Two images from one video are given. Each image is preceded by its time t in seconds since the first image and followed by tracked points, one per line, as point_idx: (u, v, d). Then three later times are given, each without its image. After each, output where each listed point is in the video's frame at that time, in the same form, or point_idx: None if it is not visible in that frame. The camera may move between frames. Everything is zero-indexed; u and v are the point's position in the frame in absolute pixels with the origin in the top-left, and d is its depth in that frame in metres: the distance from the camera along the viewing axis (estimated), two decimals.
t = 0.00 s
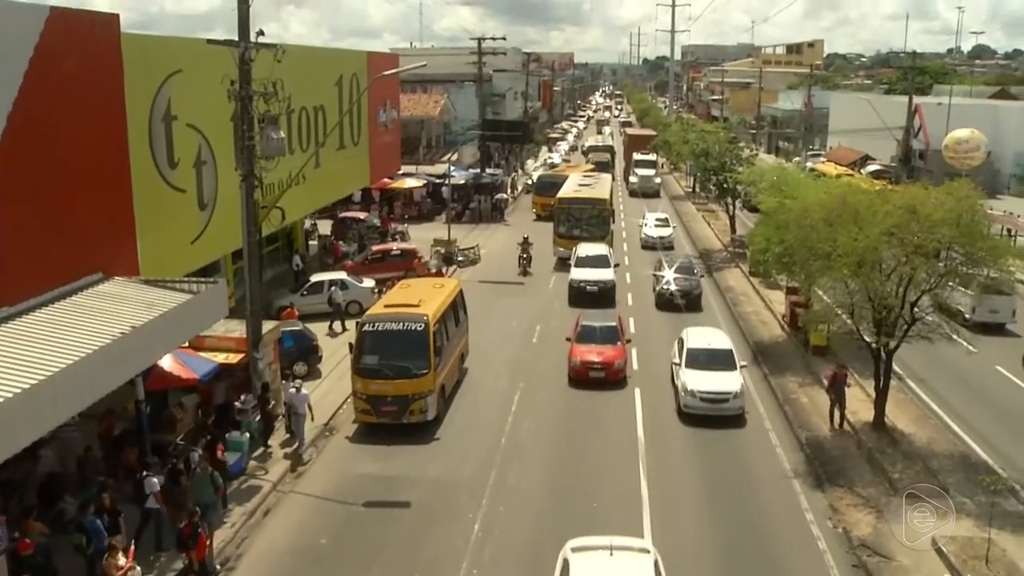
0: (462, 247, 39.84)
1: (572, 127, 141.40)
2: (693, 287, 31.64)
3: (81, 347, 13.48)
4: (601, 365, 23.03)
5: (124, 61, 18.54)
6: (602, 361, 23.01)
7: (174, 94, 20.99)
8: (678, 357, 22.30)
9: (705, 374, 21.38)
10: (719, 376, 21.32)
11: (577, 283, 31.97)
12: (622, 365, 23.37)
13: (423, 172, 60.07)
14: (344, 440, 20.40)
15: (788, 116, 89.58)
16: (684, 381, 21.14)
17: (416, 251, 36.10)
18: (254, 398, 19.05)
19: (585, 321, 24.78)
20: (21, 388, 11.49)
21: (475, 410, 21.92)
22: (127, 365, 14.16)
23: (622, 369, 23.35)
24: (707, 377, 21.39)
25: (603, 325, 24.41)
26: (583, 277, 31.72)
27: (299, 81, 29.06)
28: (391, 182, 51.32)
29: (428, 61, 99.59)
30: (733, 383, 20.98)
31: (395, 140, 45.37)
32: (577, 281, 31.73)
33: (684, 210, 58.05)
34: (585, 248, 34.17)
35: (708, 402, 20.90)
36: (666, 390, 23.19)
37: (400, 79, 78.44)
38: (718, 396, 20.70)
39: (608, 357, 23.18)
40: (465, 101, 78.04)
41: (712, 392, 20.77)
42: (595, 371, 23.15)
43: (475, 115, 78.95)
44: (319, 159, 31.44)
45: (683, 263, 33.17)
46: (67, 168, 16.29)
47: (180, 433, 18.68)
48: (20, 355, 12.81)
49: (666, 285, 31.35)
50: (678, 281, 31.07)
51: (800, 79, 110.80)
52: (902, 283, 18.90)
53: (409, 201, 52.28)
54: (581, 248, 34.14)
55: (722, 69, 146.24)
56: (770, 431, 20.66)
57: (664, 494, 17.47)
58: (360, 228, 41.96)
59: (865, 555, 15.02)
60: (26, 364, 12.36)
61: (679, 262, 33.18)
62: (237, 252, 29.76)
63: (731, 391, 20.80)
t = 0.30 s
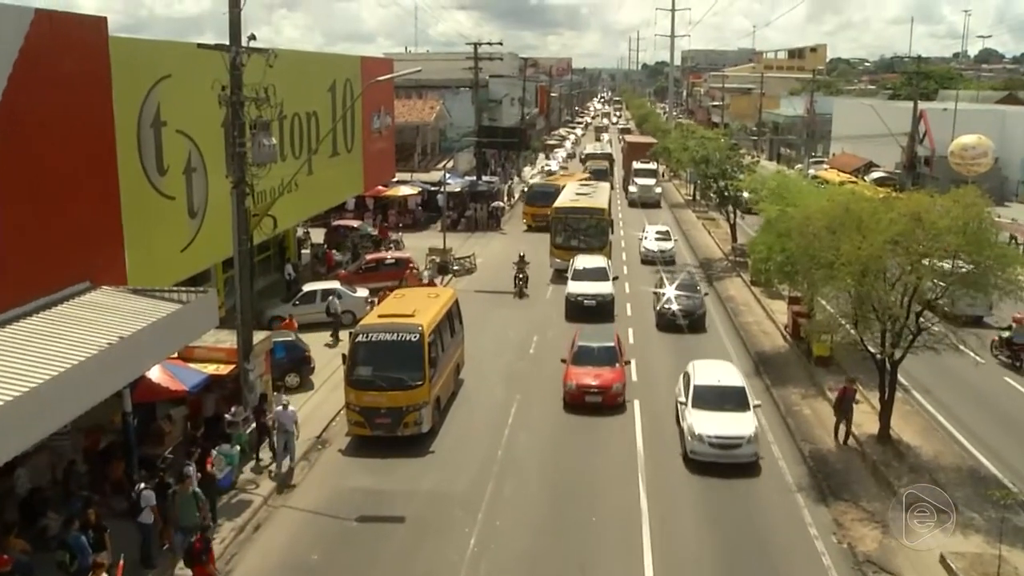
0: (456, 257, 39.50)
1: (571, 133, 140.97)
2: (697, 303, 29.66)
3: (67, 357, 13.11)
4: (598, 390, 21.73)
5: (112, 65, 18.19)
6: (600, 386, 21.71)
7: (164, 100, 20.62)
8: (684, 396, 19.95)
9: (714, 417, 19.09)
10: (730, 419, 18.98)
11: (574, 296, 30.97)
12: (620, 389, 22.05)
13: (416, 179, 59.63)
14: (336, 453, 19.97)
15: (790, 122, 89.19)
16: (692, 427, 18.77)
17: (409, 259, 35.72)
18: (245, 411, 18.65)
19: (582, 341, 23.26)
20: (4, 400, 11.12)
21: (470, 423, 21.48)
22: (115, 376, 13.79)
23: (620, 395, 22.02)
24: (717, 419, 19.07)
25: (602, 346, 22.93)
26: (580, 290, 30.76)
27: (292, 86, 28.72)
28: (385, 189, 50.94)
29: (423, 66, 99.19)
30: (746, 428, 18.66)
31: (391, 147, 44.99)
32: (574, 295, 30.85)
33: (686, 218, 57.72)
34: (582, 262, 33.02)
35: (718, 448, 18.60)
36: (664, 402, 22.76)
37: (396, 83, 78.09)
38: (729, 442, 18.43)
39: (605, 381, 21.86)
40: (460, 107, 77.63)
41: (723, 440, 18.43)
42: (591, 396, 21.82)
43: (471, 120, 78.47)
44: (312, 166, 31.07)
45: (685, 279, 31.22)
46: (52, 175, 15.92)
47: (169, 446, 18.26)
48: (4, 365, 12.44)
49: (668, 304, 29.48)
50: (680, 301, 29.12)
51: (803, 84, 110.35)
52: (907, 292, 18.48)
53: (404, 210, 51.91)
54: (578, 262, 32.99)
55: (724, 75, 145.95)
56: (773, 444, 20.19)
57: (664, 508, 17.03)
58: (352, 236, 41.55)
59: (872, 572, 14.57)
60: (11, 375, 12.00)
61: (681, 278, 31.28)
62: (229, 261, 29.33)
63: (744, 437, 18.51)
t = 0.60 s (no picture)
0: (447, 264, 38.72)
1: (568, 136, 140.06)
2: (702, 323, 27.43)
3: (35, 368, 12.27)
4: (593, 418, 19.89)
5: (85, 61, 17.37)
6: (596, 414, 19.87)
7: (140, 98, 19.80)
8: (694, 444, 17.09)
9: (730, 471, 16.17)
10: (748, 473, 16.09)
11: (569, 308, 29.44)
12: (619, 418, 20.19)
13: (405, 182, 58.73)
14: (321, 469, 19.10)
15: (795, 125, 88.30)
16: (702, 482, 15.91)
17: (399, 266, 34.90)
18: (225, 425, 17.78)
19: (578, 365, 21.37)
20: None
21: (462, 437, 20.61)
22: (87, 389, 12.95)
23: (619, 424, 20.16)
24: (733, 472, 16.19)
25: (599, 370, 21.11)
26: (576, 303, 29.28)
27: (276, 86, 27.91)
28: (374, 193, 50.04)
29: (413, 65, 98.24)
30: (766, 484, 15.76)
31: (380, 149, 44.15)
32: (570, 307, 29.27)
33: (688, 224, 56.91)
34: (578, 272, 31.39)
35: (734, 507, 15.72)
36: (663, 415, 21.87)
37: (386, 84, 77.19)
38: (746, 502, 15.53)
39: (602, 408, 20.03)
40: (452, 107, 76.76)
41: (738, 498, 15.54)
42: (587, 424, 19.96)
43: (462, 121, 77.51)
44: (297, 170, 30.25)
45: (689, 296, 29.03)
46: (19, 175, 15.08)
47: (144, 462, 17.38)
48: None
49: (670, 324, 27.26)
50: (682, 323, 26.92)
51: (809, 86, 109.33)
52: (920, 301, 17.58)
53: (392, 214, 51.05)
54: (574, 271, 31.44)
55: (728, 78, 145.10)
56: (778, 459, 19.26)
57: (665, 528, 16.12)
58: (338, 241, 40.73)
59: None
60: None
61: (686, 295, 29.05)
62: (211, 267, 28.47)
63: (763, 496, 15.62)
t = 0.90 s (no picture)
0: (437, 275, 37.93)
1: (562, 141, 139.26)
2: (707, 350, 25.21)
3: None
4: (588, 452, 18.14)
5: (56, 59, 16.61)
6: (591, 447, 18.13)
7: (115, 99, 19.04)
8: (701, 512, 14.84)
9: (748, 546, 13.97)
10: (767, 548, 13.93)
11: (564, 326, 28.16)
12: (615, 453, 18.40)
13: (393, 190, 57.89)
14: (304, 489, 18.25)
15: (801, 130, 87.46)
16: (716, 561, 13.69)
17: (386, 276, 34.15)
18: (203, 443, 16.96)
19: (571, 393, 19.64)
20: None
21: (452, 455, 19.76)
22: (52, 406, 12.11)
23: (614, 460, 18.38)
24: (749, 546, 14.01)
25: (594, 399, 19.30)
26: (571, 321, 28.02)
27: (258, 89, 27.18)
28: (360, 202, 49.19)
29: (400, 67, 97.43)
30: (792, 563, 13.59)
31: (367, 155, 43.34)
32: (564, 325, 28.00)
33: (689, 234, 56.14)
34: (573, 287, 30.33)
35: None
36: (661, 434, 21.02)
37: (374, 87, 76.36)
38: None
39: (597, 442, 18.27)
40: (441, 110, 76.00)
41: None
42: (580, 459, 18.20)
43: (453, 125, 76.67)
44: (280, 176, 29.47)
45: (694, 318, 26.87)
46: None
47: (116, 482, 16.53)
48: None
49: (672, 350, 25.10)
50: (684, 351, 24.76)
51: (816, 89, 108.23)
52: (931, 314, 16.75)
53: (379, 223, 50.22)
54: (569, 287, 30.37)
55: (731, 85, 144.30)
56: (782, 480, 18.39)
57: (666, 553, 15.27)
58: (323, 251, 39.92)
59: None
60: None
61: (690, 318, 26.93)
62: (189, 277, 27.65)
63: None
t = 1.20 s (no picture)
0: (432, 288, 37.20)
1: (561, 149, 138.80)
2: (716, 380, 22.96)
3: None
4: (586, 492, 16.52)
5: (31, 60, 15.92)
6: (590, 487, 16.50)
7: (95, 103, 18.35)
8: None
9: None
10: None
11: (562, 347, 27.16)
12: (615, 493, 16.77)
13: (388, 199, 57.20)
14: (292, 510, 17.47)
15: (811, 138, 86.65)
16: None
17: (379, 288, 33.45)
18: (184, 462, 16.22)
19: (569, 425, 18.07)
20: None
21: (447, 475, 18.99)
22: (25, 425, 11.35)
23: (615, 501, 16.74)
24: None
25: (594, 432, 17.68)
26: (570, 343, 27.05)
27: (246, 94, 26.53)
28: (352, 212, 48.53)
29: (395, 71, 96.95)
30: None
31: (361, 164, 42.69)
32: (562, 346, 26.99)
33: (693, 245, 55.47)
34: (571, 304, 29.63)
35: None
36: (664, 453, 20.23)
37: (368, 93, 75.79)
38: None
39: (596, 482, 16.65)
40: (437, 116, 75.45)
41: None
42: (577, 499, 16.60)
43: (448, 132, 76.08)
44: (268, 184, 28.80)
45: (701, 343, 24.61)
46: None
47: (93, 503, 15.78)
48: None
49: (677, 381, 22.96)
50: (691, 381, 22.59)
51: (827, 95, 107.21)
52: (948, 330, 15.96)
53: (370, 234, 49.57)
54: (568, 304, 29.72)
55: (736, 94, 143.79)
56: (790, 502, 17.60)
57: None
58: (314, 262, 39.28)
59: None
60: None
61: (697, 343, 24.71)
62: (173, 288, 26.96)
63: None
